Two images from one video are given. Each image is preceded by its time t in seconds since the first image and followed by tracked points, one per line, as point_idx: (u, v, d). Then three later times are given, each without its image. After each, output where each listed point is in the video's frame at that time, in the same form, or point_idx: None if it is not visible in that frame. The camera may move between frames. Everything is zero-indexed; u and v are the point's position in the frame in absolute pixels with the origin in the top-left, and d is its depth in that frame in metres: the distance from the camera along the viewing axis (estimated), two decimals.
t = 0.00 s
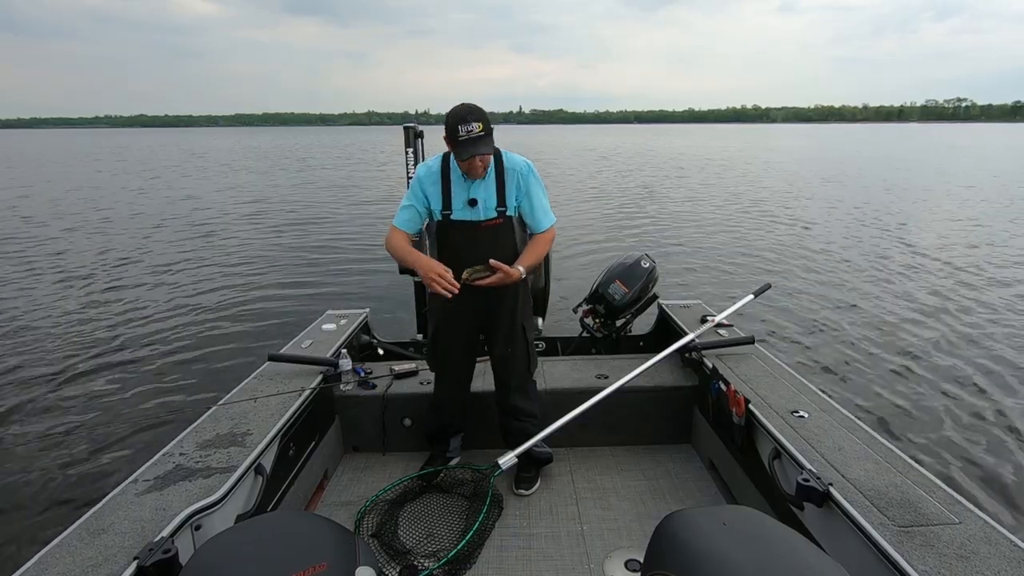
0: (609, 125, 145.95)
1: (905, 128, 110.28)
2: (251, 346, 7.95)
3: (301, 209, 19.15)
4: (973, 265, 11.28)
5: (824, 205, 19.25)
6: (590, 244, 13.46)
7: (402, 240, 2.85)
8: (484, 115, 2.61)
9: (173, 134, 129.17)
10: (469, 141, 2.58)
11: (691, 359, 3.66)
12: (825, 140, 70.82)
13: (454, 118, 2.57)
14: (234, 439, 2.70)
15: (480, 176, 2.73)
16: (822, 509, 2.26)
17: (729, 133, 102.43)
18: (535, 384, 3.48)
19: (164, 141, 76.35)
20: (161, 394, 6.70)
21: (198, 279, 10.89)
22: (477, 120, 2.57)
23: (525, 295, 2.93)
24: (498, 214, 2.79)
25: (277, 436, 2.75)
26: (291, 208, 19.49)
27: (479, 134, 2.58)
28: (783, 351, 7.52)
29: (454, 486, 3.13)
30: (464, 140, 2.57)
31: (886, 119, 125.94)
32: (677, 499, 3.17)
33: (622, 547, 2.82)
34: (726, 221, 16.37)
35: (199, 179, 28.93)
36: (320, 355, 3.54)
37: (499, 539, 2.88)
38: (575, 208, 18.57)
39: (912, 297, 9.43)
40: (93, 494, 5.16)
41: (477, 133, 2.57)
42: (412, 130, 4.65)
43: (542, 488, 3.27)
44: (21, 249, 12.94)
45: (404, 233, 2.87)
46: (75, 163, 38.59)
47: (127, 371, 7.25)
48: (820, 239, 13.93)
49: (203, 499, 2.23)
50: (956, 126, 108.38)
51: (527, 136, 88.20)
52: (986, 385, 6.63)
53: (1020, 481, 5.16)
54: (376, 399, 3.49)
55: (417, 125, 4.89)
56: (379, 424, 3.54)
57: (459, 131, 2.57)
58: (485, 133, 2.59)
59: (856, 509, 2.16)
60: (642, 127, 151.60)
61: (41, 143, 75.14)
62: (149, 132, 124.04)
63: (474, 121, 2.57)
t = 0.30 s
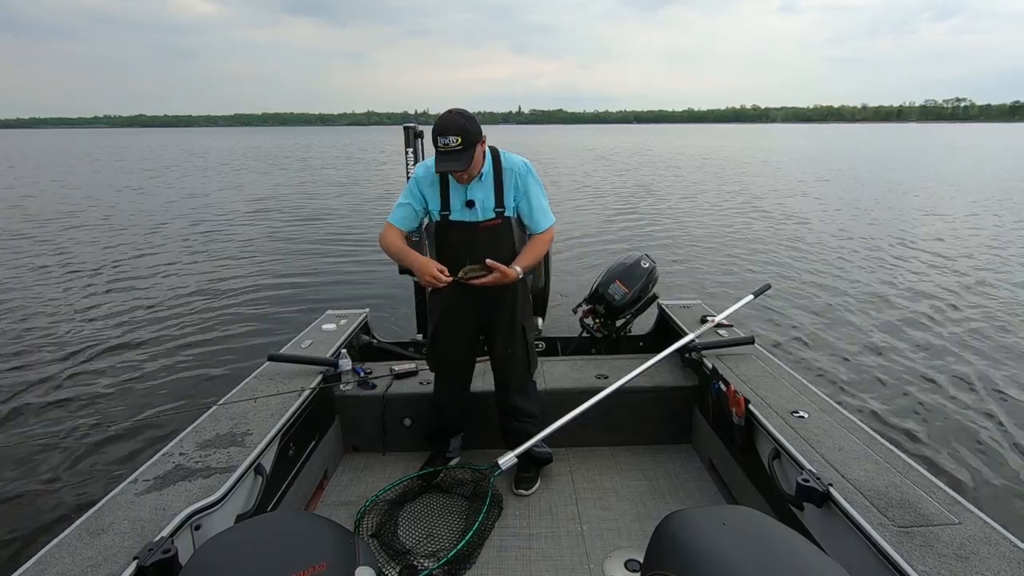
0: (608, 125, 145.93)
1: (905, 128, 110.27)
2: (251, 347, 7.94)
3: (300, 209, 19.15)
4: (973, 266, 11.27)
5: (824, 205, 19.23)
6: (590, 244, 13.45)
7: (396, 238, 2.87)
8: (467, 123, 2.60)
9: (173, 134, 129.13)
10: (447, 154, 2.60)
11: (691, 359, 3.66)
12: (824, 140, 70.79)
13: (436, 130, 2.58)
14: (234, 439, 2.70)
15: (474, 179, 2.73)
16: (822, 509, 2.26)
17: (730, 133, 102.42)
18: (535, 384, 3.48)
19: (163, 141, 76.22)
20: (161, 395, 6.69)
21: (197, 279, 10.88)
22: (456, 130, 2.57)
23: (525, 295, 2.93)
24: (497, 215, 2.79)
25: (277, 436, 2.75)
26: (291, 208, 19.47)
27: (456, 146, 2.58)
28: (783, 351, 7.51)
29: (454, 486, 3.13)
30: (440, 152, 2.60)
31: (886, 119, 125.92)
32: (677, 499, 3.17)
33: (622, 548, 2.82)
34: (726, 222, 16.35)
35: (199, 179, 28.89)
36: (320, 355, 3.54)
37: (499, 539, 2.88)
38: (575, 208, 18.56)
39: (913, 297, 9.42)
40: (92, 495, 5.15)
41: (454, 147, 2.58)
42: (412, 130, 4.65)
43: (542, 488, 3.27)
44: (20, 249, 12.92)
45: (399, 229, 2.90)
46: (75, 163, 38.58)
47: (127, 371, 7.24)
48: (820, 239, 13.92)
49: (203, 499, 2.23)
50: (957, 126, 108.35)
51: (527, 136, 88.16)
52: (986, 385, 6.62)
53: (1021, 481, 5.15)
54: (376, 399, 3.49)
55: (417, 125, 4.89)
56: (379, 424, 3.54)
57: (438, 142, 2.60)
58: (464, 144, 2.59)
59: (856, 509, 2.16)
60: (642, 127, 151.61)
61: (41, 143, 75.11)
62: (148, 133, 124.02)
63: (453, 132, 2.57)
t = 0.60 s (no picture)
0: (608, 125, 145.88)
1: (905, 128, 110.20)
2: (251, 347, 7.93)
3: (300, 208, 19.14)
4: (973, 266, 11.25)
5: (825, 205, 19.22)
6: (591, 244, 13.44)
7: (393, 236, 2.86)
8: (459, 125, 2.59)
9: (173, 133, 129.02)
10: (439, 155, 2.60)
11: (691, 359, 3.66)
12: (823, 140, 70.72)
13: (427, 132, 2.59)
14: (234, 439, 2.69)
15: (470, 179, 2.74)
16: (822, 509, 2.26)
17: (730, 133, 102.45)
18: (535, 385, 3.48)
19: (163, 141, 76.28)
20: (161, 394, 6.68)
21: (197, 279, 10.86)
22: (447, 132, 2.57)
23: (524, 294, 2.93)
24: (493, 215, 2.79)
25: (277, 436, 2.75)
26: (291, 207, 19.45)
27: (448, 147, 2.58)
28: (784, 351, 7.50)
29: (454, 486, 3.14)
30: (433, 153, 2.61)
31: (886, 118, 125.37)
32: (677, 500, 3.17)
33: (622, 548, 2.82)
34: (726, 222, 16.33)
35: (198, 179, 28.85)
36: (320, 355, 3.54)
37: (499, 539, 2.88)
38: (575, 208, 18.54)
39: (913, 297, 9.41)
40: (92, 495, 5.15)
41: (445, 148, 2.58)
42: (412, 130, 4.65)
43: (542, 488, 3.27)
44: (19, 249, 12.91)
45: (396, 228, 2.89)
46: (75, 164, 38.62)
47: (127, 370, 7.23)
48: (821, 239, 13.91)
49: (203, 499, 2.23)
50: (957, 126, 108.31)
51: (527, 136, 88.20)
52: (987, 386, 6.61)
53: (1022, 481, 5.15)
54: (376, 399, 3.49)
55: (417, 124, 4.88)
56: (379, 424, 3.54)
57: (429, 143, 2.60)
58: (456, 145, 2.58)
59: (856, 509, 2.16)
60: (642, 127, 151.55)
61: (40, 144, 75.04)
62: (147, 132, 123.89)
63: (444, 133, 2.57)
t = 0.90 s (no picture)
0: (608, 125, 145.85)
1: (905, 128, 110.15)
2: (250, 347, 7.93)
3: (300, 208, 19.15)
4: (974, 266, 11.23)
5: (824, 205, 19.20)
6: (590, 244, 13.44)
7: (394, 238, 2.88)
8: (454, 122, 2.59)
9: (173, 133, 129.23)
10: (435, 152, 2.60)
11: (691, 359, 3.66)
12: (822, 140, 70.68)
13: (424, 129, 2.60)
14: (234, 439, 2.70)
15: (468, 177, 2.74)
16: (822, 509, 2.26)
17: (730, 132, 102.42)
18: (535, 384, 3.48)
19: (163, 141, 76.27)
20: (161, 394, 6.69)
21: (197, 279, 10.86)
22: (442, 129, 2.57)
23: (523, 294, 2.92)
24: (492, 215, 2.79)
25: (277, 436, 2.76)
26: (291, 207, 19.44)
27: (443, 144, 2.58)
28: (783, 351, 7.50)
29: (454, 486, 3.14)
30: (429, 151, 2.61)
31: (885, 118, 125.35)
32: (677, 499, 3.17)
33: (622, 547, 2.82)
34: (726, 222, 16.32)
35: (198, 179, 28.82)
36: (320, 355, 3.54)
37: (499, 539, 2.88)
38: (575, 209, 18.53)
39: (914, 298, 9.39)
40: (93, 495, 5.15)
41: (441, 145, 2.58)
42: (412, 130, 4.65)
43: (542, 488, 3.27)
44: (20, 249, 12.91)
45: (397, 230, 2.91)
46: (75, 163, 38.67)
47: (127, 371, 7.24)
48: (821, 239, 13.89)
49: (203, 499, 2.23)
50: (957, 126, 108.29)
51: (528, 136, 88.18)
52: (987, 386, 6.59)
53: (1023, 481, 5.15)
54: (376, 399, 3.49)
55: (416, 125, 4.89)
56: (379, 424, 3.54)
57: (426, 140, 2.61)
58: (452, 142, 2.58)
59: (856, 509, 2.15)
60: (642, 127, 151.52)
61: (41, 144, 75.17)
62: (147, 132, 123.91)
63: (440, 131, 2.57)
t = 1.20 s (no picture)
0: (608, 125, 145.85)
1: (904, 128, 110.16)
2: (250, 347, 7.93)
3: (300, 208, 19.15)
4: (974, 266, 11.22)
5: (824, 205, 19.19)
6: (590, 244, 13.44)
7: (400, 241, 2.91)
8: (453, 121, 2.59)
9: (173, 134, 129.11)
10: (434, 150, 2.61)
11: (691, 359, 3.66)
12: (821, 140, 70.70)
13: (422, 128, 2.61)
14: (234, 439, 2.70)
15: (466, 177, 2.74)
16: (822, 509, 2.26)
17: (731, 132, 102.41)
18: (535, 385, 3.47)
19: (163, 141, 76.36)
20: (160, 395, 6.69)
21: (197, 280, 10.85)
22: (440, 128, 2.57)
23: (521, 294, 2.92)
24: (490, 215, 2.79)
25: (277, 436, 2.76)
26: (291, 207, 19.43)
27: (441, 142, 2.58)
28: (784, 351, 7.49)
29: (454, 486, 3.14)
30: (427, 149, 2.62)
31: (885, 118, 125.34)
32: (677, 499, 3.17)
33: (622, 547, 2.82)
34: (726, 222, 16.32)
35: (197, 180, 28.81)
36: (320, 356, 3.55)
37: (499, 539, 2.88)
38: (575, 209, 18.53)
39: (914, 297, 9.39)
40: (92, 495, 5.15)
41: (439, 143, 2.59)
42: (412, 130, 4.66)
43: (542, 488, 3.27)
44: (20, 250, 12.91)
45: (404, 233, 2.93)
46: (75, 164, 38.70)
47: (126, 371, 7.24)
48: (821, 239, 13.89)
49: (203, 499, 2.23)
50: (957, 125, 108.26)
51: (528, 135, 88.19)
52: (986, 386, 6.59)
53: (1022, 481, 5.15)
54: (376, 399, 3.49)
55: (417, 125, 4.89)
56: (379, 424, 3.55)
57: (424, 139, 2.61)
58: (450, 140, 2.58)
59: (856, 509, 2.15)
60: (642, 127, 151.44)
61: (41, 144, 75.24)
62: (147, 132, 123.83)
63: (438, 129, 2.57)
